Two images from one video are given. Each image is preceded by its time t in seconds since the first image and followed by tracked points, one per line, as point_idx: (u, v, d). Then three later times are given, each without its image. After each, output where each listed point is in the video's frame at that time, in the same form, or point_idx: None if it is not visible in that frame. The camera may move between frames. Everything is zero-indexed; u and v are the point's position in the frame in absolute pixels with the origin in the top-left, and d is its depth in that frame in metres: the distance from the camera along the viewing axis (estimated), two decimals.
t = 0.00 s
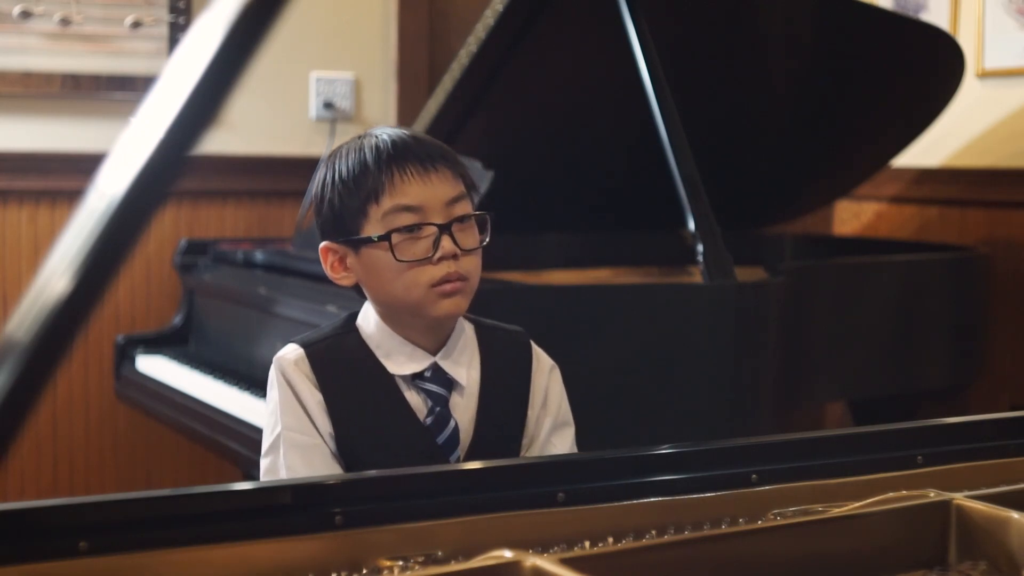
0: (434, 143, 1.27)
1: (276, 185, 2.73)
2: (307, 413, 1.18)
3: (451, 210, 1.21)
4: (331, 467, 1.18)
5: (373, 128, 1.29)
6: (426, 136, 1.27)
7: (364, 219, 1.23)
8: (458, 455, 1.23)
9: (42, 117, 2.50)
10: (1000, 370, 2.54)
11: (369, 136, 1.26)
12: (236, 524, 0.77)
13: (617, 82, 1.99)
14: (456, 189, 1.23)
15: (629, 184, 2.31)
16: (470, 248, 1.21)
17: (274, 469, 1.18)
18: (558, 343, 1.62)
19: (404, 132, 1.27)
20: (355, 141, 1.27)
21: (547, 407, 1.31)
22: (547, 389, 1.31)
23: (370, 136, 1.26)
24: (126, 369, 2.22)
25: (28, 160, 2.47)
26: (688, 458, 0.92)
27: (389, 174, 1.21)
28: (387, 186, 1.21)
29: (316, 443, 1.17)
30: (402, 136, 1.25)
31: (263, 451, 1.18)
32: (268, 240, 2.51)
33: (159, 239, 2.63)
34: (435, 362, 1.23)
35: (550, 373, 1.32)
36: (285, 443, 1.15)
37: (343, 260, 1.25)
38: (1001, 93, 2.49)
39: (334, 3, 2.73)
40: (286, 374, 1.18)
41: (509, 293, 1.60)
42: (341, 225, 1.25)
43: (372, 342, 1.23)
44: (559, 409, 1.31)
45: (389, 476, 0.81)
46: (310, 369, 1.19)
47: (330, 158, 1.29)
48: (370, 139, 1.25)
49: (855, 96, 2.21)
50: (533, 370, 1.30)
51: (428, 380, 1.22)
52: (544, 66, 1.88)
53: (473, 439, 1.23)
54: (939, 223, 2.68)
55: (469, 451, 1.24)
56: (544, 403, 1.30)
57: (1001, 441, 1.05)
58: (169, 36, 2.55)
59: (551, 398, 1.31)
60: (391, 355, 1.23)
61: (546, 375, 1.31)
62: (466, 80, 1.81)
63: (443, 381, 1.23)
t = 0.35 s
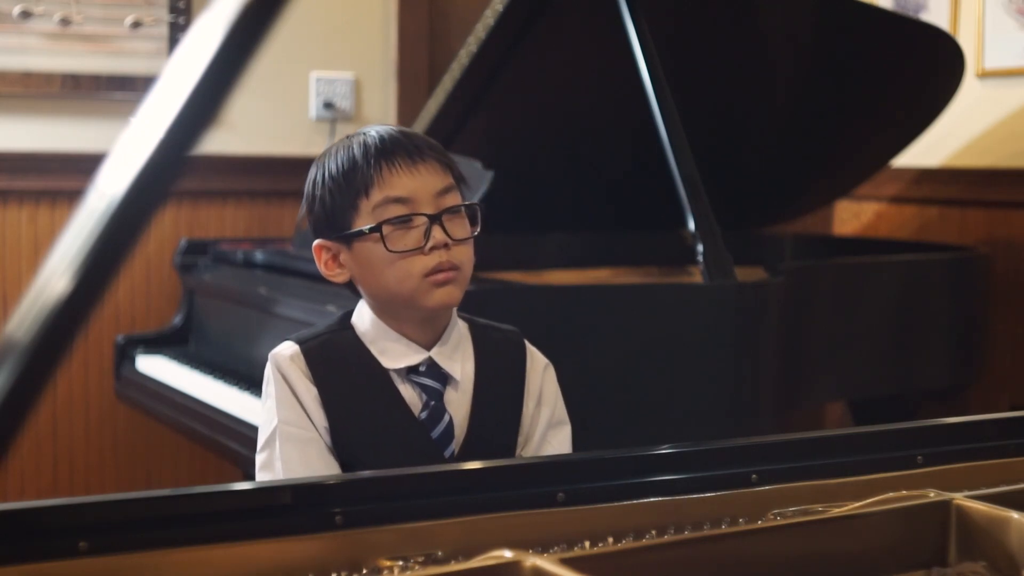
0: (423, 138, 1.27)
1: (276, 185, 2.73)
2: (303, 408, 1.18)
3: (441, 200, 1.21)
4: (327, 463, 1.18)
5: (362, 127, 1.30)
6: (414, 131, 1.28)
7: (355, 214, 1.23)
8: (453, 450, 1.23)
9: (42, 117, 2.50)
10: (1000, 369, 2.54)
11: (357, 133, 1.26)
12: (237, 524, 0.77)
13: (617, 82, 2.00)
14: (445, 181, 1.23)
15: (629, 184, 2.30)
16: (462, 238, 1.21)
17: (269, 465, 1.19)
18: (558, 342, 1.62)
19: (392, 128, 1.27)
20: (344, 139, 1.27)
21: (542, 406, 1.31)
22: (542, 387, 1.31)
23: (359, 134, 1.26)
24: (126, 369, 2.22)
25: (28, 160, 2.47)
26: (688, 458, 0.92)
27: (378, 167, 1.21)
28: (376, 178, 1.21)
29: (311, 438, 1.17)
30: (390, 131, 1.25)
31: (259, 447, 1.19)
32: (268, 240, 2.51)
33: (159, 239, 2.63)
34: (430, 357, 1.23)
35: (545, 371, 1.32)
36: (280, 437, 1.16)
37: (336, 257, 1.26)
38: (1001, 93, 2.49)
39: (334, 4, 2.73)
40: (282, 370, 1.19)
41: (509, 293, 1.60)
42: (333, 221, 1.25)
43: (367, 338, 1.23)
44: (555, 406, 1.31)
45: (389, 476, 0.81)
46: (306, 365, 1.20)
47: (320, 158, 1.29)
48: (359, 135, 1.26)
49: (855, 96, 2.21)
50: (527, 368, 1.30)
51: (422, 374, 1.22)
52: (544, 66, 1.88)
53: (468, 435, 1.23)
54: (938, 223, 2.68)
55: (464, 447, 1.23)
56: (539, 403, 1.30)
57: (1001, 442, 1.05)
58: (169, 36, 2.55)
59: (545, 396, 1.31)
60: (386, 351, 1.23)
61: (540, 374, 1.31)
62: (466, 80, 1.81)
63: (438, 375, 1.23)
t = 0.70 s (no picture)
0: (418, 135, 1.27)
1: (276, 185, 2.73)
2: (301, 406, 1.18)
3: (437, 196, 1.21)
4: (325, 461, 1.18)
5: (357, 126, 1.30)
6: (409, 129, 1.28)
7: (350, 211, 1.22)
8: (450, 447, 1.23)
9: (42, 117, 2.50)
10: (1000, 369, 2.54)
11: (352, 131, 1.26)
12: (237, 524, 0.77)
13: (617, 82, 2.00)
14: (441, 177, 1.23)
15: (629, 184, 2.30)
16: (458, 233, 1.21)
17: (268, 463, 1.18)
18: (557, 342, 1.62)
19: (387, 125, 1.27)
20: (339, 138, 1.27)
21: (538, 403, 1.30)
22: (538, 384, 1.31)
23: (354, 132, 1.26)
24: (127, 369, 2.22)
25: (28, 160, 2.47)
26: (688, 458, 0.92)
27: (374, 163, 1.21)
28: (372, 174, 1.21)
29: (310, 435, 1.17)
30: (386, 129, 1.25)
31: (256, 445, 1.18)
32: (267, 240, 2.51)
33: (159, 239, 2.63)
34: (426, 354, 1.23)
35: (541, 367, 1.32)
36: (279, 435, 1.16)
37: (332, 254, 1.25)
38: (1001, 93, 2.49)
39: (334, 3, 2.73)
40: (279, 368, 1.19)
41: (508, 293, 1.60)
42: (328, 219, 1.24)
43: (363, 335, 1.23)
44: (551, 402, 1.31)
45: (387, 476, 0.81)
46: (303, 363, 1.20)
47: (315, 157, 1.29)
48: (354, 133, 1.26)
49: (854, 95, 2.21)
50: (522, 365, 1.30)
51: (419, 371, 1.22)
52: (544, 66, 1.88)
53: (467, 433, 1.23)
54: (938, 223, 2.68)
55: (461, 443, 1.23)
56: (535, 400, 1.30)
57: (1001, 442, 1.05)
58: (169, 36, 2.55)
59: (542, 393, 1.31)
60: (382, 348, 1.23)
61: (536, 371, 1.31)
62: (466, 80, 1.81)
63: (434, 372, 1.23)
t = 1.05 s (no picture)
0: (417, 135, 1.27)
1: (276, 185, 2.73)
2: (301, 406, 1.18)
3: (437, 196, 1.21)
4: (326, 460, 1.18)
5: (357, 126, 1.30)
6: (408, 129, 1.28)
7: (351, 212, 1.22)
8: (451, 447, 1.23)
9: (42, 117, 2.50)
10: (1000, 368, 2.54)
11: (351, 132, 1.26)
12: (236, 524, 0.77)
13: (616, 82, 2.00)
14: (441, 177, 1.23)
15: (629, 184, 2.30)
16: (459, 233, 1.21)
17: (268, 464, 1.18)
18: (557, 342, 1.62)
19: (387, 125, 1.27)
20: (338, 138, 1.27)
21: (537, 403, 1.30)
22: (537, 384, 1.31)
23: (353, 132, 1.26)
24: (127, 369, 2.22)
25: (28, 160, 2.47)
26: (688, 458, 0.92)
27: (374, 164, 1.21)
28: (372, 176, 1.21)
29: (311, 435, 1.17)
30: (385, 129, 1.25)
31: (257, 446, 1.18)
32: (267, 240, 2.51)
33: (159, 239, 2.63)
34: (427, 354, 1.23)
35: (540, 367, 1.32)
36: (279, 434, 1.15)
37: (332, 255, 1.25)
38: (1001, 93, 2.49)
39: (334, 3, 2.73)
40: (280, 368, 1.19)
41: (508, 293, 1.60)
42: (328, 220, 1.24)
43: (362, 335, 1.23)
44: (550, 401, 1.31)
45: (386, 476, 0.81)
46: (304, 363, 1.20)
47: (314, 158, 1.29)
48: (353, 134, 1.25)
49: (854, 95, 2.21)
50: (521, 364, 1.30)
51: (419, 371, 1.23)
52: (544, 66, 1.88)
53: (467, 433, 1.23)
54: (938, 223, 2.68)
55: (461, 443, 1.23)
56: (534, 399, 1.30)
57: (1001, 442, 1.05)
58: (169, 36, 2.55)
59: (540, 393, 1.31)
60: (382, 348, 1.23)
61: (535, 370, 1.31)
62: (466, 80, 1.81)
63: (434, 371, 1.23)
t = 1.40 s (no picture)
0: (415, 135, 1.27)
1: (276, 185, 2.73)
2: (303, 406, 1.19)
3: (438, 196, 1.21)
4: (327, 461, 1.18)
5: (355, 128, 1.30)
6: (406, 129, 1.28)
7: (352, 214, 1.22)
8: (453, 447, 1.23)
9: (41, 117, 2.50)
10: (999, 368, 2.54)
11: (349, 134, 1.26)
12: (236, 524, 0.76)
13: (616, 82, 2.00)
14: (441, 176, 1.23)
15: (629, 184, 2.30)
16: (461, 232, 1.22)
17: (269, 464, 1.18)
18: (556, 342, 1.62)
19: (385, 126, 1.27)
20: (336, 141, 1.27)
21: (537, 402, 1.30)
22: (537, 383, 1.31)
23: (351, 134, 1.26)
24: (127, 368, 2.22)
25: (28, 160, 2.47)
26: (688, 457, 0.92)
27: (374, 166, 1.21)
28: (372, 177, 1.20)
29: (311, 436, 1.17)
30: (384, 131, 1.25)
31: (258, 446, 1.18)
32: (267, 240, 2.51)
33: (159, 239, 2.63)
34: (429, 354, 1.23)
35: (540, 366, 1.32)
36: (280, 435, 1.16)
37: (334, 258, 1.26)
38: (1001, 93, 2.49)
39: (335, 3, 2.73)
40: (281, 368, 1.19)
41: (508, 293, 1.60)
42: (329, 223, 1.24)
43: (364, 336, 1.23)
44: (550, 401, 1.31)
45: (386, 476, 0.81)
46: (305, 363, 1.20)
47: (313, 161, 1.29)
48: (351, 136, 1.25)
49: (854, 95, 2.21)
50: (522, 363, 1.30)
51: (422, 371, 1.23)
52: (544, 66, 1.88)
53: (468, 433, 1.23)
54: (938, 223, 2.68)
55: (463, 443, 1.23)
56: (534, 398, 1.30)
57: (1001, 442, 1.05)
58: (169, 36, 2.55)
59: (541, 392, 1.31)
60: (385, 349, 1.23)
61: (535, 369, 1.31)
62: (466, 79, 1.81)
63: (437, 372, 1.23)
